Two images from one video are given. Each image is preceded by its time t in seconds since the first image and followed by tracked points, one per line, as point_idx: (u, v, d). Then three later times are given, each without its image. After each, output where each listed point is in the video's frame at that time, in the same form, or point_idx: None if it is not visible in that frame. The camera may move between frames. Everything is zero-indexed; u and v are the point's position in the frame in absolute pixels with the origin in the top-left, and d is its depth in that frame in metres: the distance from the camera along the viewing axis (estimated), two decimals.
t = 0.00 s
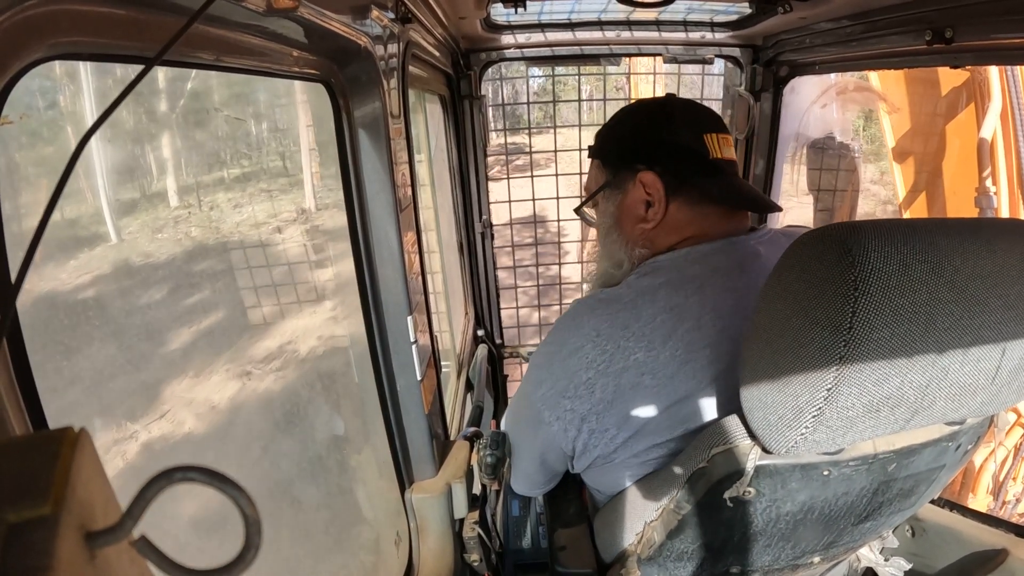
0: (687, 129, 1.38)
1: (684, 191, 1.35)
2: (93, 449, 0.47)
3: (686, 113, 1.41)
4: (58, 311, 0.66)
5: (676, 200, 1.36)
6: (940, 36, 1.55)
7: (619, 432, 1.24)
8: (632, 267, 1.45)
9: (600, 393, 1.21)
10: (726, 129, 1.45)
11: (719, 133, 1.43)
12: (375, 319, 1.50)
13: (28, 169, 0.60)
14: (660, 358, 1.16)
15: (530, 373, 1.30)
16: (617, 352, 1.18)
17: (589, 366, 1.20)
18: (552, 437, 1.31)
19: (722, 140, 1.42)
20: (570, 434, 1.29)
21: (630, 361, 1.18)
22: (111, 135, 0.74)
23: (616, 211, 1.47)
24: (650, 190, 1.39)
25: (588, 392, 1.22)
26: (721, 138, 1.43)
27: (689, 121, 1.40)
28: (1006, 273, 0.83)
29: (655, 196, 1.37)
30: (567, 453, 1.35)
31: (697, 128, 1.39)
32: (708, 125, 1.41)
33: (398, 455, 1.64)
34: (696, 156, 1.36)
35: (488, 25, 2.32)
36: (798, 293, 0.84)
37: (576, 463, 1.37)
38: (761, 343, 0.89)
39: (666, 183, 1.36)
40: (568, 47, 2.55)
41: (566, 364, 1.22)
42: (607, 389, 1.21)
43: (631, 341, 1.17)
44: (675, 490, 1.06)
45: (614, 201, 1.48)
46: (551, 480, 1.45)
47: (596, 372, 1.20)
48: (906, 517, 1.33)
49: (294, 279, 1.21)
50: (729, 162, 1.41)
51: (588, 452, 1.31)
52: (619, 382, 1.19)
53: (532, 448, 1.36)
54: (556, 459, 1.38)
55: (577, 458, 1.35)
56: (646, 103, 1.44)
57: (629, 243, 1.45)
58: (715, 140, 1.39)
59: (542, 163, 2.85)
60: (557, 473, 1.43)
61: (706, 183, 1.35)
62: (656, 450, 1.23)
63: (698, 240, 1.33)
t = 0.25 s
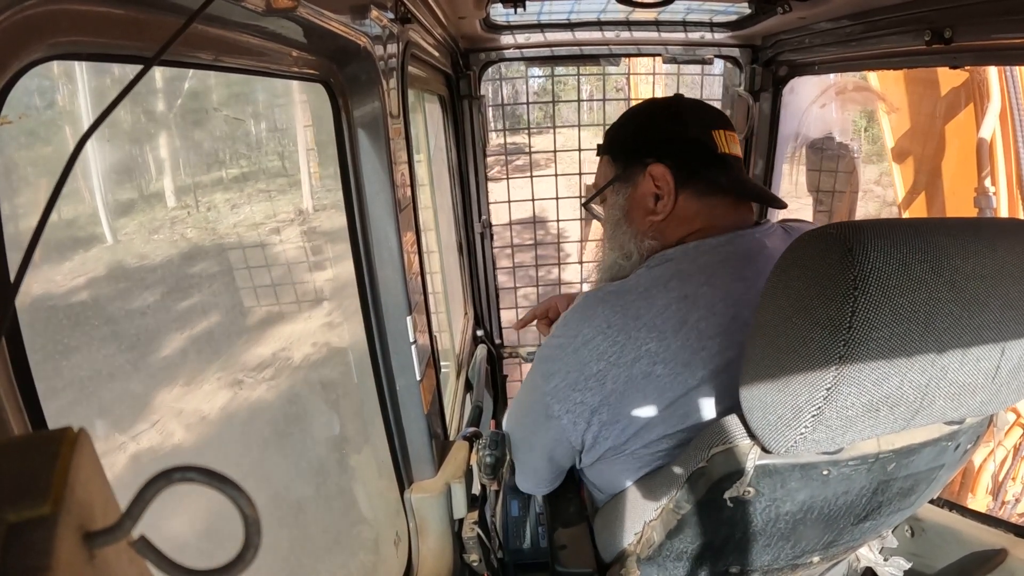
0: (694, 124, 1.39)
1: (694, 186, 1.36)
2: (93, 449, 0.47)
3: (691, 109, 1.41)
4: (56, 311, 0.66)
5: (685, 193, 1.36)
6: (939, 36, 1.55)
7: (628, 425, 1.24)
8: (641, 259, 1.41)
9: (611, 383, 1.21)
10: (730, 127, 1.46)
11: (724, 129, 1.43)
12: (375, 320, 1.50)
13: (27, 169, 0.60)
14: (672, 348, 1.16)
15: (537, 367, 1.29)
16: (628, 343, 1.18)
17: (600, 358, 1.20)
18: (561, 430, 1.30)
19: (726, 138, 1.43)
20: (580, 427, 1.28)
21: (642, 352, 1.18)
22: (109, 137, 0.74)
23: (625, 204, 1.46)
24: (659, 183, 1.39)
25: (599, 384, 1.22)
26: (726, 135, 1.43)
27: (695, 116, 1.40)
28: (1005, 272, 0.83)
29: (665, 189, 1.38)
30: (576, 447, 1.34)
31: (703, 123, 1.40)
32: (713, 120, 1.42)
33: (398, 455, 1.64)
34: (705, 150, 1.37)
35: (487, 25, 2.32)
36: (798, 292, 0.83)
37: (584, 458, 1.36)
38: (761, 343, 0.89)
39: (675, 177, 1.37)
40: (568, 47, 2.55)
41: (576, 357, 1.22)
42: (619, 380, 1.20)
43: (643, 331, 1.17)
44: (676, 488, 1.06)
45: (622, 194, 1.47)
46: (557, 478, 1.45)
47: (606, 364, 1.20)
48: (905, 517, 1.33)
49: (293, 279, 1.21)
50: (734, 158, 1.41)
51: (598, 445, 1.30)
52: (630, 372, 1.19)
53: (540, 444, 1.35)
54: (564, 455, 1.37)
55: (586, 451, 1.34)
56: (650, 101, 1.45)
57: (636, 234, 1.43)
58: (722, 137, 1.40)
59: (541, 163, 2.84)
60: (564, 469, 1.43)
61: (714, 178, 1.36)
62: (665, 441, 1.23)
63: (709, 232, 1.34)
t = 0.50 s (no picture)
0: (691, 126, 1.39)
1: (690, 188, 1.35)
2: (94, 449, 0.47)
3: (687, 111, 1.42)
4: (55, 311, 0.66)
5: (673, 198, 1.36)
6: (940, 36, 1.55)
7: (622, 431, 1.24)
8: (630, 265, 1.42)
9: (601, 392, 1.22)
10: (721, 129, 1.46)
11: (715, 131, 1.44)
12: (375, 319, 1.50)
13: (25, 169, 0.60)
14: (663, 358, 1.16)
15: (530, 374, 1.30)
16: (617, 353, 1.19)
17: (590, 367, 1.21)
18: (554, 439, 1.32)
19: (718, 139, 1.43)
20: (571, 436, 1.29)
21: (631, 361, 1.18)
22: (108, 138, 0.75)
23: (613, 210, 1.47)
24: (646, 189, 1.39)
25: (589, 394, 1.23)
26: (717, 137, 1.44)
27: (691, 118, 1.41)
28: (1005, 274, 0.83)
29: (652, 194, 1.38)
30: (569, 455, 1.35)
31: (698, 125, 1.40)
32: (707, 124, 1.42)
33: (398, 454, 1.64)
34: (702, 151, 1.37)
35: (487, 25, 2.31)
36: (798, 294, 0.84)
37: (579, 465, 1.37)
38: (760, 344, 0.89)
39: (673, 178, 1.36)
40: (568, 47, 2.55)
41: (566, 366, 1.24)
42: (608, 390, 1.21)
43: (631, 340, 1.18)
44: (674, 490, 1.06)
45: (611, 199, 1.48)
46: (553, 483, 1.46)
47: (595, 373, 1.21)
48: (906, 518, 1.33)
49: (293, 279, 1.21)
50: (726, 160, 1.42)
51: (590, 454, 1.31)
52: (620, 381, 1.20)
53: (533, 451, 1.37)
54: (558, 461, 1.38)
55: (578, 461, 1.35)
56: (647, 102, 1.45)
57: (626, 240, 1.44)
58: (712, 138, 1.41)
59: (541, 163, 2.85)
60: (559, 474, 1.44)
61: (712, 179, 1.36)
62: (659, 449, 1.23)
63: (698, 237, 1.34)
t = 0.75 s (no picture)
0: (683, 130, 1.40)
1: (678, 190, 1.35)
2: (93, 450, 0.47)
3: (680, 116, 1.42)
4: (51, 312, 0.66)
5: (664, 201, 1.36)
6: (939, 37, 1.56)
7: (614, 436, 1.24)
8: (621, 269, 1.43)
9: (593, 398, 1.22)
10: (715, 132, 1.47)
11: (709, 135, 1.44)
12: (374, 320, 1.50)
13: (23, 170, 0.60)
14: (653, 362, 1.16)
15: (525, 379, 1.32)
16: (609, 357, 1.19)
17: (582, 372, 1.22)
18: (548, 443, 1.33)
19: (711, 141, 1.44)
20: (564, 441, 1.30)
21: (623, 365, 1.18)
22: (106, 138, 0.75)
23: (606, 214, 1.48)
24: (637, 192, 1.39)
25: (581, 399, 1.23)
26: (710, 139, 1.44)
27: (684, 122, 1.41)
28: (1003, 278, 0.83)
29: (643, 197, 1.38)
30: (562, 460, 1.36)
31: (690, 129, 1.41)
32: (700, 129, 1.43)
33: (398, 456, 1.64)
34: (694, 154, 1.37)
35: (487, 26, 2.31)
36: (794, 300, 0.83)
37: (573, 470, 1.37)
38: (758, 348, 0.89)
39: (665, 180, 1.36)
40: (568, 48, 2.55)
41: (559, 371, 1.24)
42: (601, 394, 1.21)
43: (621, 345, 1.18)
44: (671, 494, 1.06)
45: (602, 203, 1.49)
46: (548, 487, 1.45)
47: (588, 377, 1.21)
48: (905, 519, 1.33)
49: (292, 280, 1.21)
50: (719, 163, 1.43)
51: (583, 458, 1.31)
52: (613, 386, 1.20)
53: (529, 454, 1.38)
54: (552, 465, 1.39)
55: (572, 465, 1.35)
56: (641, 105, 1.45)
57: (618, 244, 1.44)
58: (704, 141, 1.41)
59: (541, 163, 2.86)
60: (556, 479, 1.44)
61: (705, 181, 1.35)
62: (651, 456, 1.22)
63: (688, 239, 1.32)
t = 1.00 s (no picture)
0: (683, 133, 1.39)
1: (677, 196, 1.35)
2: (94, 451, 0.47)
3: (684, 118, 1.41)
4: (48, 314, 0.66)
5: (670, 205, 1.36)
6: (938, 39, 1.56)
7: (614, 437, 1.24)
8: (625, 271, 1.45)
9: (594, 399, 1.22)
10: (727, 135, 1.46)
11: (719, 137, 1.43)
12: (374, 323, 1.50)
13: (21, 172, 0.60)
14: (654, 363, 1.16)
15: (525, 380, 1.31)
16: (611, 359, 1.19)
17: (583, 373, 1.21)
18: (548, 444, 1.32)
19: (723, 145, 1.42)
20: (565, 442, 1.29)
21: (624, 367, 1.18)
22: (105, 139, 0.75)
23: (611, 215, 1.48)
24: (645, 195, 1.39)
25: (582, 400, 1.23)
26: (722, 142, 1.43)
27: (687, 125, 1.40)
28: (1004, 279, 0.83)
29: (651, 201, 1.38)
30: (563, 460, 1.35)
31: (693, 132, 1.39)
32: (705, 131, 1.41)
33: (398, 458, 1.65)
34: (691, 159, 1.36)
35: (488, 28, 2.32)
36: (796, 301, 0.83)
37: (573, 470, 1.37)
38: (760, 349, 0.89)
39: (661, 184, 1.37)
40: (568, 51, 2.55)
41: (560, 373, 1.23)
42: (602, 395, 1.21)
43: (624, 346, 1.18)
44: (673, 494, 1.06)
45: (608, 205, 1.49)
46: (549, 487, 1.45)
47: (589, 379, 1.21)
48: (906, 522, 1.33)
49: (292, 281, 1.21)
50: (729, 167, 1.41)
51: (585, 458, 1.31)
52: (613, 388, 1.19)
53: (529, 455, 1.37)
54: (553, 466, 1.38)
55: (572, 466, 1.35)
56: (646, 106, 1.45)
57: (622, 247, 1.45)
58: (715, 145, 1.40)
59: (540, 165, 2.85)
60: (556, 479, 1.44)
61: (702, 185, 1.34)
62: (652, 457, 1.22)
63: (693, 245, 1.33)
